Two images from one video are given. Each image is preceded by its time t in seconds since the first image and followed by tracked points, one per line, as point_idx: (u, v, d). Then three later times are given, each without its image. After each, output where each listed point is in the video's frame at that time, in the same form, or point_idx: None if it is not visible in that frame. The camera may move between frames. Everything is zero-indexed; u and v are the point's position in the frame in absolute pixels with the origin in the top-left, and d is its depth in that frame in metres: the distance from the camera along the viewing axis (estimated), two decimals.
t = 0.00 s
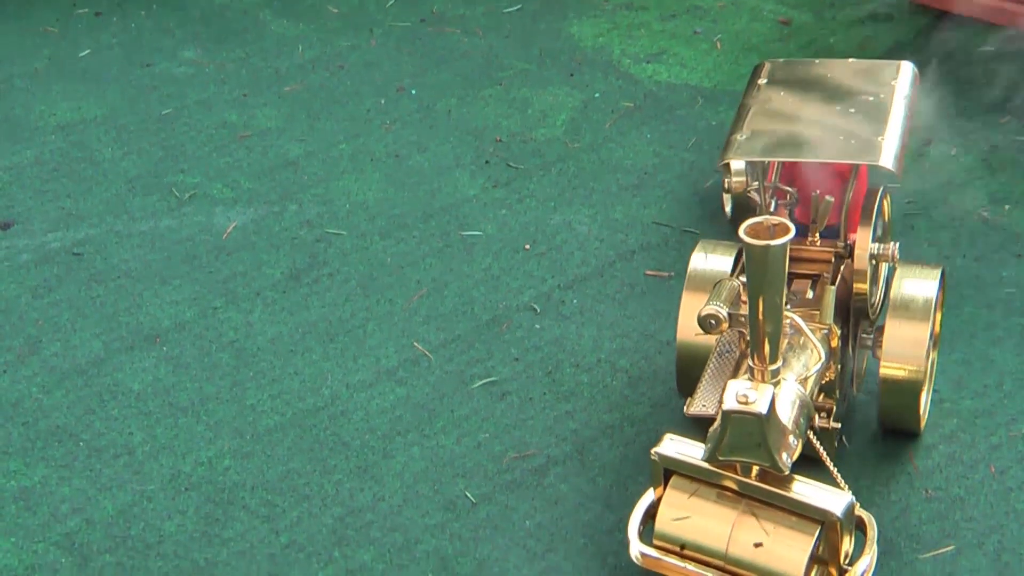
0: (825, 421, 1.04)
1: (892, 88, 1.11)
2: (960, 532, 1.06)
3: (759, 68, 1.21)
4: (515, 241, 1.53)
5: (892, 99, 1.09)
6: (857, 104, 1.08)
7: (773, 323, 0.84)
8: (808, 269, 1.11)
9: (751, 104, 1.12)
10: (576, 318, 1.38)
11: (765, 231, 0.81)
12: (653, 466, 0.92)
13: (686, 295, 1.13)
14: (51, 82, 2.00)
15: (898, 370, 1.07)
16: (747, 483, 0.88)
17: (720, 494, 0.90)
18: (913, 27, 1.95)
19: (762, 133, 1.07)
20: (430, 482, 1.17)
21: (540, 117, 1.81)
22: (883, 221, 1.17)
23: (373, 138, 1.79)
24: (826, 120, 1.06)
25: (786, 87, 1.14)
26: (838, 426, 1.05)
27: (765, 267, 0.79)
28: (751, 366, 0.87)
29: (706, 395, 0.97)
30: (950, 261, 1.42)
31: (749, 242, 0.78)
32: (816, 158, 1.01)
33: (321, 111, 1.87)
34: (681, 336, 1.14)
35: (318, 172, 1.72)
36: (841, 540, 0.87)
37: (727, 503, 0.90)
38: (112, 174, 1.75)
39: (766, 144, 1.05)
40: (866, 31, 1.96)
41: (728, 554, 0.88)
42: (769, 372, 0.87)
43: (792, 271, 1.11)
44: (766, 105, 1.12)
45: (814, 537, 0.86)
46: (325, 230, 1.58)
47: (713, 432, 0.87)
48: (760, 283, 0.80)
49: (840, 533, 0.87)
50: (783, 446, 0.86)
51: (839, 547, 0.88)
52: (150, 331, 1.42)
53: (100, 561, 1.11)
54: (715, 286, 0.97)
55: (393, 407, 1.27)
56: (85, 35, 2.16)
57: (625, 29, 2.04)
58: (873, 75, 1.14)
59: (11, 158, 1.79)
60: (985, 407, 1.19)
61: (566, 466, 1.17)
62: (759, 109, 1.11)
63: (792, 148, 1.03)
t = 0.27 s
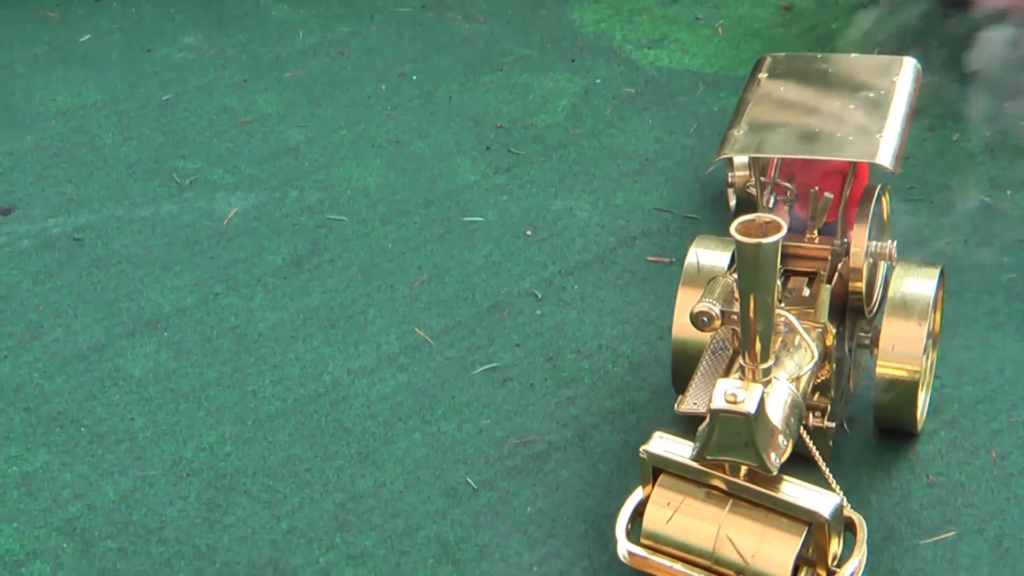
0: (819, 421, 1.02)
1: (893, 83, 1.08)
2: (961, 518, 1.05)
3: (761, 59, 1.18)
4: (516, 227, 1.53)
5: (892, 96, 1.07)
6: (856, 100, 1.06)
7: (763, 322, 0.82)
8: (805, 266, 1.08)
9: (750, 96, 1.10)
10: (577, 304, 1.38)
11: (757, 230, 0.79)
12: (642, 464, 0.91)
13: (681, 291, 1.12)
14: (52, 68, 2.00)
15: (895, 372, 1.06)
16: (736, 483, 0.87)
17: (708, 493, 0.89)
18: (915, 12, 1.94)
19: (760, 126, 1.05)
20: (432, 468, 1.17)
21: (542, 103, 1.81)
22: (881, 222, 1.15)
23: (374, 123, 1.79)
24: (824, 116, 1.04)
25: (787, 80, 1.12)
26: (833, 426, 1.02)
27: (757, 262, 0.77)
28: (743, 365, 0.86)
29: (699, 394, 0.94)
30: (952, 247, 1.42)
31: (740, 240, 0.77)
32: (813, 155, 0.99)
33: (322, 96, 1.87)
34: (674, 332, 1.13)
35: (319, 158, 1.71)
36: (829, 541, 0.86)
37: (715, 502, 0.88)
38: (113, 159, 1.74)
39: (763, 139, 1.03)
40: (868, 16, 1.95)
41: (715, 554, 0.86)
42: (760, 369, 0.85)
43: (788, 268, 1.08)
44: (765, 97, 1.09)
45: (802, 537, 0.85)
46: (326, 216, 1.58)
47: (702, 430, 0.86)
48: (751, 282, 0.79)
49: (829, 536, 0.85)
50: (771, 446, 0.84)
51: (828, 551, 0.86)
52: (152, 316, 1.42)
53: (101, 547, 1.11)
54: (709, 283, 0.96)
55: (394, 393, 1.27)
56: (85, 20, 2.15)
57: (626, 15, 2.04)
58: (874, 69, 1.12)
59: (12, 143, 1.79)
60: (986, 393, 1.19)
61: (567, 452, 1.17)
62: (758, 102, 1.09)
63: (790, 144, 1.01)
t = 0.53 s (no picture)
0: (813, 419, 1.01)
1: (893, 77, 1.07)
2: (962, 503, 1.05)
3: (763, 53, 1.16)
4: (517, 212, 1.53)
5: (891, 90, 1.05)
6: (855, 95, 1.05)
7: (754, 319, 0.80)
8: (801, 263, 1.05)
9: (749, 90, 1.08)
10: (578, 289, 1.38)
11: (748, 226, 0.77)
12: (631, 462, 0.90)
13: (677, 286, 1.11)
14: (52, 52, 1.99)
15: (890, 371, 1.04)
16: (724, 481, 0.86)
17: (697, 491, 0.88)
18: None
19: (759, 122, 1.03)
20: (433, 453, 1.17)
21: (543, 88, 1.81)
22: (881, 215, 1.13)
23: (375, 109, 1.79)
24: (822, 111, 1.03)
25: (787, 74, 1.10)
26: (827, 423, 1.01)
27: (749, 262, 0.75)
28: (734, 363, 0.84)
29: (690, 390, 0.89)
30: (953, 231, 1.42)
31: (731, 237, 0.74)
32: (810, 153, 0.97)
33: (323, 82, 1.87)
34: (668, 326, 1.12)
35: (320, 143, 1.71)
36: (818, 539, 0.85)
37: (703, 501, 0.87)
38: (114, 144, 1.74)
39: (760, 134, 1.01)
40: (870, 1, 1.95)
41: (704, 553, 0.85)
42: (751, 367, 0.83)
43: (784, 263, 1.05)
44: (763, 92, 1.07)
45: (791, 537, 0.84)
46: (327, 201, 1.58)
47: (691, 428, 0.84)
48: (742, 279, 0.77)
49: (818, 535, 0.84)
50: (760, 445, 0.82)
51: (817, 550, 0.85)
52: (153, 302, 1.42)
53: (103, 531, 1.11)
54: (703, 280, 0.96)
55: (395, 378, 1.27)
56: (86, 5, 2.15)
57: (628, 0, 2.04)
58: (874, 63, 1.10)
59: (12, 128, 1.79)
60: (987, 377, 1.19)
61: (568, 437, 1.17)
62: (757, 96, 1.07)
63: (787, 141, 0.99)
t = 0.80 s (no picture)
0: (805, 415, 1.00)
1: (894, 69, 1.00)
2: (961, 486, 1.05)
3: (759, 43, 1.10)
4: (518, 195, 1.53)
5: (892, 83, 0.99)
6: (852, 87, 0.99)
7: (743, 315, 0.77)
8: (796, 256, 1.04)
9: (743, 82, 1.02)
10: (579, 272, 1.38)
11: (737, 221, 0.74)
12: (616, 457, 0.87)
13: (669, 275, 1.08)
14: (51, 34, 1.99)
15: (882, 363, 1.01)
16: (710, 478, 0.83)
17: (683, 487, 0.85)
18: None
19: (751, 114, 0.97)
20: (434, 436, 1.17)
21: (544, 70, 1.80)
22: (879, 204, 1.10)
23: (376, 91, 1.78)
24: (818, 103, 0.96)
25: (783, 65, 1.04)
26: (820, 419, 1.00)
27: (737, 256, 0.73)
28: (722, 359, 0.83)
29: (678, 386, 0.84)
30: (955, 214, 1.42)
31: (719, 231, 0.72)
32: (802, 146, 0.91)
33: (323, 64, 1.87)
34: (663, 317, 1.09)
35: (320, 126, 1.71)
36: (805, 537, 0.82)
37: (689, 497, 0.84)
38: (114, 126, 1.74)
39: (752, 126, 0.95)
40: None
41: (688, 550, 0.83)
42: (739, 364, 0.81)
43: (777, 257, 1.04)
44: (755, 83, 1.02)
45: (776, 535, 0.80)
46: (328, 184, 1.58)
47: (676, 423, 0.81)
48: (731, 274, 0.74)
49: (806, 534, 0.81)
50: (747, 441, 0.80)
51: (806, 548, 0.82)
52: (153, 284, 1.42)
53: (104, 513, 1.11)
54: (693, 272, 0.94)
55: (396, 360, 1.27)
56: None
57: None
58: (875, 54, 1.04)
59: (12, 110, 1.79)
60: (988, 359, 1.19)
61: (569, 420, 1.17)
62: (750, 88, 1.01)
63: (778, 133, 0.94)
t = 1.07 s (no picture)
0: (797, 408, 0.98)
1: (892, 61, 1.00)
2: (961, 466, 1.05)
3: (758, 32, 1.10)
4: (518, 176, 1.52)
5: (888, 74, 0.98)
6: (849, 77, 0.98)
7: (732, 307, 0.75)
8: (791, 248, 1.03)
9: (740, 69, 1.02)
10: (580, 253, 1.38)
11: (726, 212, 0.72)
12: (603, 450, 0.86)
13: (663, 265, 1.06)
14: (51, 16, 1.99)
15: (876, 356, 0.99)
16: (696, 472, 0.81)
17: (669, 481, 0.83)
18: None
19: (746, 100, 0.96)
20: (435, 417, 1.17)
21: (544, 51, 1.80)
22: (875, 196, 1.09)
23: (376, 72, 1.78)
24: (813, 92, 0.96)
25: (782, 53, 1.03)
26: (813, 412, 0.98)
27: (727, 246, 0.70)
28: (711, 350, 0.80)
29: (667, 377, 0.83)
30: (956, 194, 1.42)
31: (708, 224, 0.70)
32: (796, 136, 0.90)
33: (323, 44, 1.86)
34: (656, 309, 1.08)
35: (320, 106, 1.71)
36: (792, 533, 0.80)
37: (675, 491, 0.83)
38: (113, 107, 1.74)
39: (747, 113, 0.95)
40: None
41: (674, 544, 0.81)
42: (728, 357, 0.79)
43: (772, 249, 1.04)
44: (752, 72, 1.01)
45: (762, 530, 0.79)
46: (328, 165, 1.58)
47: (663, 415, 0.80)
48: (721, 263, 0.72)
49: (792, 529, 0.79)
50: (732, 436, 0.78)
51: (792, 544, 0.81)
52: (153, 265, 1.41)
53: (106, 495, 1.12)
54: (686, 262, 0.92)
55: (397, 341, 1.27)
56: None
57: None
58: (873, 46, 1.03)
59: (11, 90, 1.78)
60: (989, 340, 1.19)
61: (570, 401, 1.17)
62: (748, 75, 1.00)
63: (773, 123, 0.93)
